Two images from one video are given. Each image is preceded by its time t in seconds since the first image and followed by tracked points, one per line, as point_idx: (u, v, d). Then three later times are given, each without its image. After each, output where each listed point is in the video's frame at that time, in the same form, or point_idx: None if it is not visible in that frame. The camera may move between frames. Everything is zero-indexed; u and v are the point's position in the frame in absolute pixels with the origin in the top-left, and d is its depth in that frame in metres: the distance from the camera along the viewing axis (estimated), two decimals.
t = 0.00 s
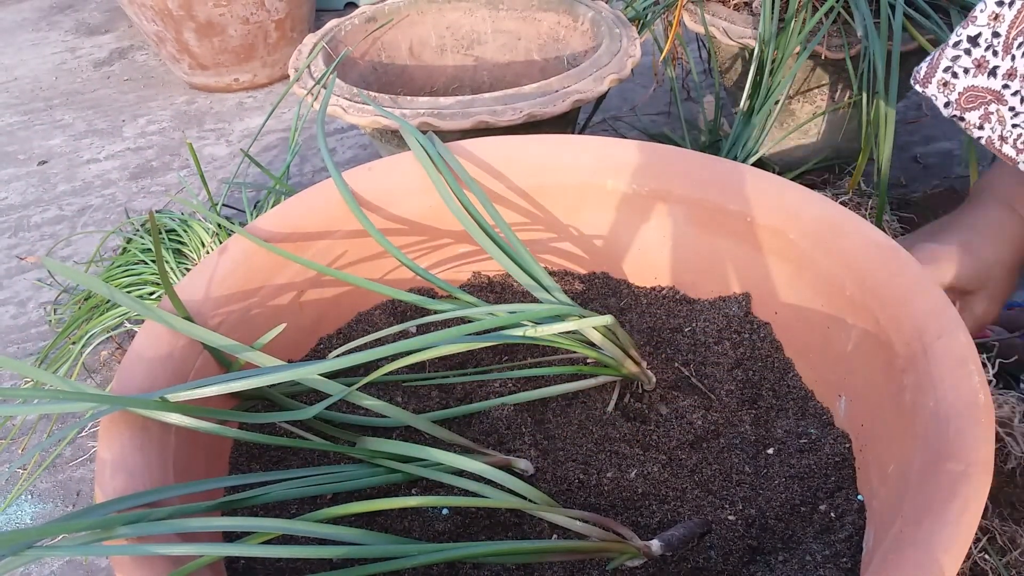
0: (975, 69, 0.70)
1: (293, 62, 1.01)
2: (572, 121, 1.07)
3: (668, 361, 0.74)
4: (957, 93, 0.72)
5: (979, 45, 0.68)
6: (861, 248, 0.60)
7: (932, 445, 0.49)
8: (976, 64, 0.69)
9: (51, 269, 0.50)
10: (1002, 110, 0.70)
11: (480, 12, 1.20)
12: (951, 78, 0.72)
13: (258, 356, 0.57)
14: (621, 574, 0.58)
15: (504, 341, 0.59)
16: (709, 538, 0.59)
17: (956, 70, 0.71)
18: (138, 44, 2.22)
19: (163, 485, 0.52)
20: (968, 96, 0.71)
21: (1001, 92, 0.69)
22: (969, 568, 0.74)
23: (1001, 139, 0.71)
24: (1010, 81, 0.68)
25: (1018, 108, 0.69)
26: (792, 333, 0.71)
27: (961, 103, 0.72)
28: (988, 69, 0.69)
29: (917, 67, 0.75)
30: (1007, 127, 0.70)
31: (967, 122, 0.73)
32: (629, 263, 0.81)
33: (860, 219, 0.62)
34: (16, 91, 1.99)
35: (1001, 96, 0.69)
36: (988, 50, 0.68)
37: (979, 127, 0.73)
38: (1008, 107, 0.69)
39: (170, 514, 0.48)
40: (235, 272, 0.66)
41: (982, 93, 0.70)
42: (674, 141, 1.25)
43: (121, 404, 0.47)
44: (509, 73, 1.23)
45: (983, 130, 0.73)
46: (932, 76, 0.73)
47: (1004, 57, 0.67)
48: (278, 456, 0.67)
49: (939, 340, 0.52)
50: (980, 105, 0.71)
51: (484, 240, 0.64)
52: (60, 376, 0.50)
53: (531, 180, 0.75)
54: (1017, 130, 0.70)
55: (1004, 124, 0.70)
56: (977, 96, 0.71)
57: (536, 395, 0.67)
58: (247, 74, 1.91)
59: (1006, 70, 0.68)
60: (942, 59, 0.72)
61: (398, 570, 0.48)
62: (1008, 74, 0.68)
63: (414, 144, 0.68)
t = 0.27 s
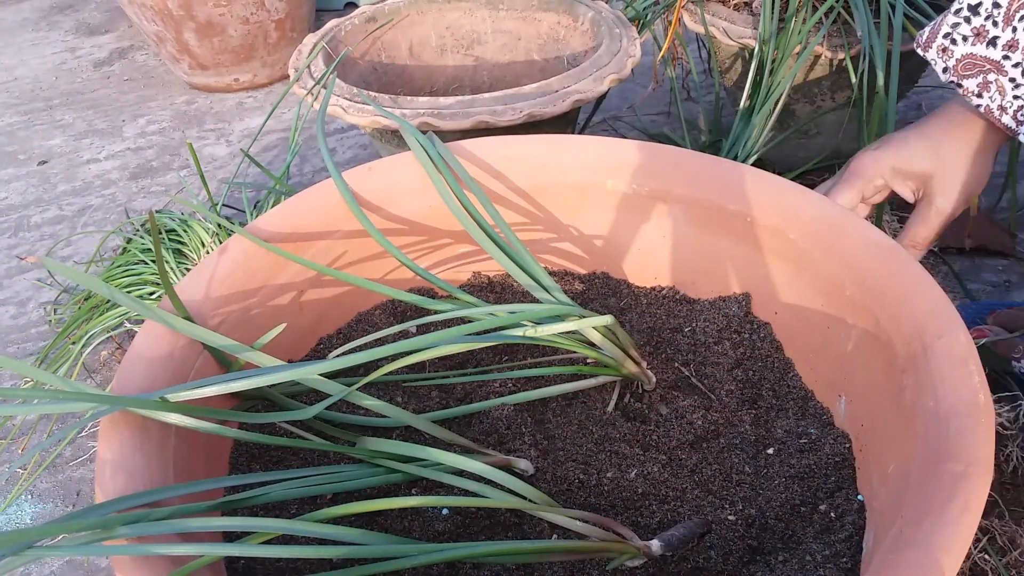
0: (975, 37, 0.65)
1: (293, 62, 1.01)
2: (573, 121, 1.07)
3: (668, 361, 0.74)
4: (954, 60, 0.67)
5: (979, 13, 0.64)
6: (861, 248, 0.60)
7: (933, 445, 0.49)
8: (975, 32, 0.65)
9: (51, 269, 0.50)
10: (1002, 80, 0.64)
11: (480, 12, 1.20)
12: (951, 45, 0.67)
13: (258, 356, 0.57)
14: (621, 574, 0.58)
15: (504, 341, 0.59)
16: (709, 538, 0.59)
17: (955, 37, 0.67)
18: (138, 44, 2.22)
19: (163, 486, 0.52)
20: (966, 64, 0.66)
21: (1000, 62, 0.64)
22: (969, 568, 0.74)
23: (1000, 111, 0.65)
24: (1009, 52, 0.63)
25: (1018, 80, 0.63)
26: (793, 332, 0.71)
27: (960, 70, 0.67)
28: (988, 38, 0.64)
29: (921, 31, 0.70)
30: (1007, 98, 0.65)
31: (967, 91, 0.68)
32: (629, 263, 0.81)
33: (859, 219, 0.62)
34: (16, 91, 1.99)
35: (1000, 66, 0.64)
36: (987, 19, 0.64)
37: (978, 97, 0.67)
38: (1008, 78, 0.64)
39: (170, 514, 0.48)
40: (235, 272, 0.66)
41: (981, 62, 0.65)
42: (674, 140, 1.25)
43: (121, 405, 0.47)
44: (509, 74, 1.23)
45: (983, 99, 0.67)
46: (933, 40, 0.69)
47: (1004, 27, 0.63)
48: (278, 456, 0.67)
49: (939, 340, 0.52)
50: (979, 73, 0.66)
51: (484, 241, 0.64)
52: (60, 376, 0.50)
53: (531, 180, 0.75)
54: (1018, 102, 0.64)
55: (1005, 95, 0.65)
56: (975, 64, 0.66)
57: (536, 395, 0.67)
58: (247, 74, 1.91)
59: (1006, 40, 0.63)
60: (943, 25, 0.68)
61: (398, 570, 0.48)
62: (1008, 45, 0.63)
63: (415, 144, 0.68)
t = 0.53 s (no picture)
0: (1005, 87, 0.70)
1: (293, 62, 1.01)
2: (572, 121, 1.07)
3: (668, 361, 0.74)
4: (987, 113, 0.73)
5: (1004, 64, 0.69)
6: (861, 248, 0.60)
7: (932, 445, 0.49)
8: (1006, 81, 0.70)
9: (51, 269, 0.50)
10: None
11: (480, 12, 1.19)
12: (982, 99, 0.73)
13: (258, 356, 0.57)
14: (621, 574, 0.58)
15: (504, 341, 0.59)
16: (709, 538, 0.59)
17: (985, 89, 0.72)
18: (138, 44, 2.22)
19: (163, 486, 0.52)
20: (1002, 117, 0.72)
21: None
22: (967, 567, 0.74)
23: None
24: None
25: None
26: (793, 332, 0.71)
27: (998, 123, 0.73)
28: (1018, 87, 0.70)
29: (949, 89, 0.77)
30: None
31: (1005, 145, 0.74)
32: (629, 264, 0.81)
33: (859, 219, 0.62)
34: (16, 91, 1.99)
35: None
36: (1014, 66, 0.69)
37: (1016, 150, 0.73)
38: None
39: (170, 514, 0.48)
40: (235, 272, 0.66)
41: (1016, 114, 0.71)
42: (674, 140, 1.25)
43: (121, 404, 0.47)
44: (509, 74, 1.23)
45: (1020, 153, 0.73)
46: (963, 98, 0.75)
47: None
48: (278, 456, 0.67)
49: (939, 340, 0.52)
50: (1014, 126, 0.72)
51: (484, 240, 0.64)
52: (59, 376, 0.50)
53: (531, 180, 0.75)
54: None
55: None
56: (1011, 116, 0.71)
57: (536, 395, 0.67)
58: (247, 74, 1.91)
59: None
60: (971, 79, 0.73)
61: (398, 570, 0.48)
62: None
63: (415, 144, 0.68)
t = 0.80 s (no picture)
0: (969, 37, 0.65)
1: (293, 62, 1.01)
2: (573, 121, 1.07)
3: (668, 361, 0.74)
4: (950, 59, 0.67)
5: (974, 13, 0.64)
6: (861, 248, 0.60)
7: (932, 445, 0.49)
8: (971, 32, 0.65)
9: (51, 269, 0.50)
10: (996, 80, 0.67)
11: (480, 12, 1.19)
12: (947, 44, 0.67)
13: (258, 356, 0.57)
14: (621, 574, 0.58)
15: (504, 341, 0.59)
16: (709, 538, 0.59)
17: (950, 36, 0.67)
18: (138, 44, 2.22)
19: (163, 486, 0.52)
20: (961, 64, 0.67)
21: (995, 63, 0.66)
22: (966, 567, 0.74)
23: (994, 110, 0.69)
24: (1005, 54, 0.65)
25: (1012, 80, 0.66)
26: (793, 332, 0.71)
27: (956, 69, 0.67)
28: (983, 38, 0.65)
29: (915, 30, 0.69)
30: (1001, 99, 0.68)
31: (960, 89, 0.69)
32: (629, 264, 0.81)
33: (860, 219, 0.62)
34: (16, 91, 1.99)
35: (994, 66, 0.66)
36: (983, 20, 0.64)
37: (972, 95, 0.69)
38: (1002, 77, 0.66)
39: (170, 514, 0.48)
40: (235, 272, 0.66)
41: (976, 61, 0.66)
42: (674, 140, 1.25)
43: (121, 405, 0.47)
44: (509, 74, 1.23)
45: (977, 98, 0.70)
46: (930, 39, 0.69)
47: (999, 28, 0.64)
48: (278, 456, 0.67)
49: (939, 340, 0.52)
50: (974, 72, 0.67)
51: (484, 240, 0.64)
52: (59, 376, 0.50)
53: (531, 180, 0.75)
54: (1011, 102, 0.68)
55: (998, 94, 0.68)
56: (971, 64, 0.66)
57: (536, 395, 0.67)
58: (247, 74, 1.91)
59: (1001, 41, 0.64)
60: (939, 24, 0.67)
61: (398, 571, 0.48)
62: (1003, 46, 0.64)
63: (415, 144, 0.68)
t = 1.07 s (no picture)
0: (984, 18, 0.74)
1: (293, 62, 1.01)
2: (573, 121, 1.07)
3: (668, 361, 0.74)
4: (965, 39, 0.75)
5: None
6: (861, 248, 0.60)
7: (932, 445, 0.49)
8: (985, 13, 0.73)
9: (51, 269, 0.50)
10: (1009, 60, 0.75)
11: (480, 12, 1.19)
12: (961, 25, 0.75)
13: (258, 356, 0.57)
14: (621, 574, 0.58)
15: (504, 341, 0.59)
16: (709, 538, 0.59)
17: (965, 17, 0.75)
18: (138, 44, 2.22)
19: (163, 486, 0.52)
20: (976, 43, 0.75)
21: (1010, 43, 0.74)
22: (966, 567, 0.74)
23: (1009, 89, 0.76)
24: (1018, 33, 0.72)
25: None
26: (793, 333, 0.71)
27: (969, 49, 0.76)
28: (997, 20, 0.73)
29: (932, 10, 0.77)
30: (1015, 77, 0.76)
31: (976, 68, 0.78)
32: (629, 263, 0.81)
33: (860, 219, 0.62)
34: (16, 91, 1.99)
35: (1009, 46, 0.74)
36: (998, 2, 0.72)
37: (987, 75, 0.78)
38: (1015, 57, 0.74)
39: (170, 514, 0.48)
40: (235, 272, 0.66)
41: (990, 43, 0.75)
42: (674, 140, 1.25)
43: (121, 404, 0.47)
44: (509, 74, 1.23)
45: (991, 78, 0.78)
46: (946, 20, 0.77)
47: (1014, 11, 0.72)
48: (278, 456, 0.67)
49: (939, 340, 0.52)
50: (987, 53, 0.75)
51: (484, 240, 0.64)
52: (59, 376, 0.50)
53: (531, 180, 0.75)
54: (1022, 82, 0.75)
55: (1012, 74, 0.76)
56: (985, 44, 0.75)
57: (536, 395, 0.67)
58: (247, 74, 1.91)
59: (1015, 23, 0.72)
60: (954, 5, 0.75)
61: (398, 571, 0.48)
62: (1017, 27, 0.72)
63: (415, 144, 0.68)
